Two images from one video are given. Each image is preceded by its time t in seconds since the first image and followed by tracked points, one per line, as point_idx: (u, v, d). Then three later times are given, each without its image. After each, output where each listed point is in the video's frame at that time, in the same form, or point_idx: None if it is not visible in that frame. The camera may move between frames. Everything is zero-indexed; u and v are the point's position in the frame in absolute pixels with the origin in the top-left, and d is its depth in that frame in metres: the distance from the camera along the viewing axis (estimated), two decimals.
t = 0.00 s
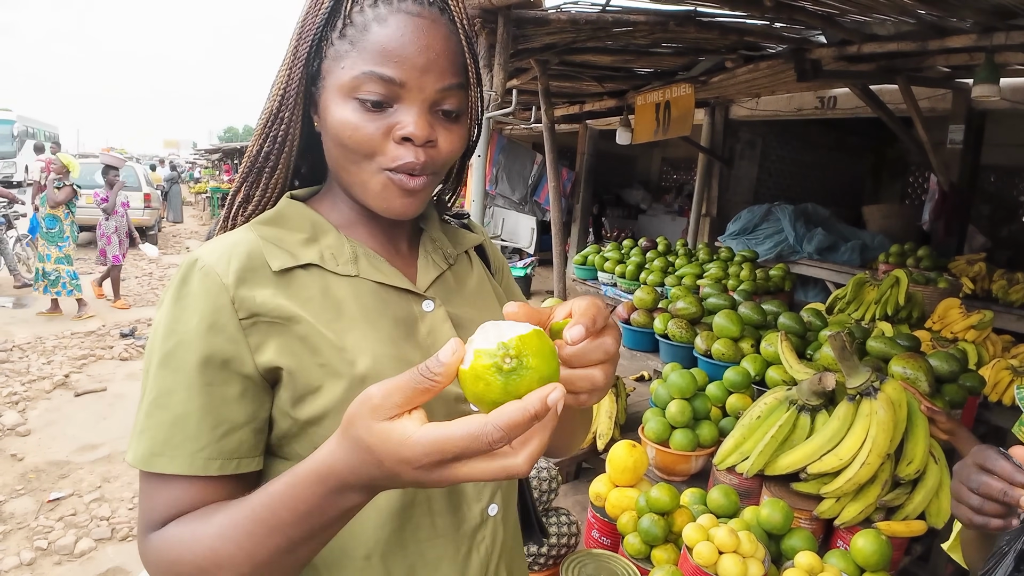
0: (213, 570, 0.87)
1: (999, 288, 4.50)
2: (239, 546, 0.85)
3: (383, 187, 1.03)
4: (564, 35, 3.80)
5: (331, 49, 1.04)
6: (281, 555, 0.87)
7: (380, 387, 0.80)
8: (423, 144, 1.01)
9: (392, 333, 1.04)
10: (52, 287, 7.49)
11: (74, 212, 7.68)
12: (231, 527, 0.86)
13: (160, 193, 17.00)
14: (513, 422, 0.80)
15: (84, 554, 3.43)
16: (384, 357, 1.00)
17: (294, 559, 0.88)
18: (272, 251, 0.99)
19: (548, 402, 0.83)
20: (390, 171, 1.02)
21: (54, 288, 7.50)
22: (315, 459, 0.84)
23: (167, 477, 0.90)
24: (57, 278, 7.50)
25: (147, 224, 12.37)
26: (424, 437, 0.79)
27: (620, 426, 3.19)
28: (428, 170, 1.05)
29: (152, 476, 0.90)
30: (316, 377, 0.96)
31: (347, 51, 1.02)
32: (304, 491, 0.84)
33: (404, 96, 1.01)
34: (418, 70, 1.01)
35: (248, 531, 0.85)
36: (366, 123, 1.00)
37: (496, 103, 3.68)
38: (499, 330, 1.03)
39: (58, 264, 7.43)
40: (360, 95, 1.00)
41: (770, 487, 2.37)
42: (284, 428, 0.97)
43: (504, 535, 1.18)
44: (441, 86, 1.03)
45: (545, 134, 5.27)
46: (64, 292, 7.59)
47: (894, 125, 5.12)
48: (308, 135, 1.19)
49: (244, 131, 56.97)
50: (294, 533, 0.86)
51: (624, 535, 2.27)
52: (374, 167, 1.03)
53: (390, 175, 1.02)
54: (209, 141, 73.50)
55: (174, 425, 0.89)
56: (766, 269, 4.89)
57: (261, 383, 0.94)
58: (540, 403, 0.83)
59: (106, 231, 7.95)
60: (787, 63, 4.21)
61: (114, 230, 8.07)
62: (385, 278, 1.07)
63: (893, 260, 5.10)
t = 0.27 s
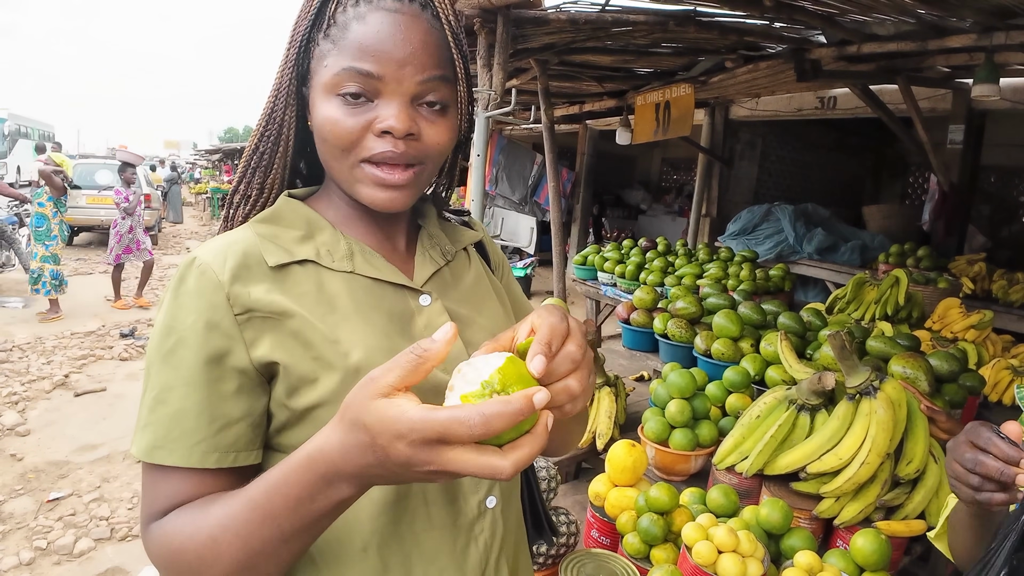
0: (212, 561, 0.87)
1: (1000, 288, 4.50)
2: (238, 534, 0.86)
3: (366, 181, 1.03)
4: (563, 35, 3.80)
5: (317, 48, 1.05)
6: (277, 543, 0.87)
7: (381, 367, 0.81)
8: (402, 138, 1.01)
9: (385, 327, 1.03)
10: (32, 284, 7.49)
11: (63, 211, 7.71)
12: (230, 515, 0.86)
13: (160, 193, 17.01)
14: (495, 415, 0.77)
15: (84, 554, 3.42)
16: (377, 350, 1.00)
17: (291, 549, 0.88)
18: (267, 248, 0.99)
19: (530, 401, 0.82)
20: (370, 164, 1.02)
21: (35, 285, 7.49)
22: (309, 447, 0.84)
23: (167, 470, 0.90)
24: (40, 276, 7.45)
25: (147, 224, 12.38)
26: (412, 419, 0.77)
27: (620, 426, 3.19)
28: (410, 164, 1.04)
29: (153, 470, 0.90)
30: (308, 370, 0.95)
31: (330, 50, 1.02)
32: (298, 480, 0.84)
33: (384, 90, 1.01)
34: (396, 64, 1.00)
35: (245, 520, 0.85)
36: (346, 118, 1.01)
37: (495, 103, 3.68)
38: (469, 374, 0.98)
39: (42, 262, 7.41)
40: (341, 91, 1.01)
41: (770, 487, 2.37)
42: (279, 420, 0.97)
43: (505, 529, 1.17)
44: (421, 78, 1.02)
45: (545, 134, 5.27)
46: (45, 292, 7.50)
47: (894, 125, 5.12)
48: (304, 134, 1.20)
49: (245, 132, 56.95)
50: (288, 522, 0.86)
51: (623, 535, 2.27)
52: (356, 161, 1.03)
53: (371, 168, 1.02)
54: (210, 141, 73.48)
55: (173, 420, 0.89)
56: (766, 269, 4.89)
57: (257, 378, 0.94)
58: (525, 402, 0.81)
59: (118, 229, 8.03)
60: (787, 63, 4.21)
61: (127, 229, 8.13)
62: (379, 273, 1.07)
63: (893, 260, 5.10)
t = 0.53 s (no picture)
0: (218, 548, 0.88)
1: (1000, 288, 4.50)
2: (245, 522, 0.87)
3: (351, 186, 1.04)
4: (563, 36, 3.80)
5: (308, 58, 1.07)
6: (280, 534, 0.88)
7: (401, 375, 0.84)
8: (383, 145, 1.00)
9: (389, 325, 1.03)
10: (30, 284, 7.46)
11: (58, 209, 7.75)
12: (239, 504, 0.88)
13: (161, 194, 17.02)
14: (479, 426, 0.77)
15: (84, 554, 3.43)
16: (382, 348, 1.00)
17: (294, 541, 0.89)
18: (276, 246, 0.99)
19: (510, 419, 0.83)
20: (354, 170, 1.03)
21: (33, 285, 7.50)
22: (318, 438, 0.85)
23: (173, 465, 0.91)
24: (37, 275, 7.47)
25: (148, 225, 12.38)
26: (401, 424, 0.77)
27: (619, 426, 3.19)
28: (398, 168, 1.04)
29: (158, 464, 0.91)
30: (313, 368, 0.96)
31: (316, 60, 1.04)
32: (305, 470, 0.85)
33: (364, 98, 1.01)
34: (373, 69, 1.00)
35: (253, 509, 0.87)
36: (330, 126, 1.02)
37: (495, 104, 3.68)
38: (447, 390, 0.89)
39: (40, 260, 7.44)
40: (324, 100, 1.02)
41: (769, 487, 2.37)
42: (286, 415, 0.98)
43: (505, 523, 1.18)
44: (400, 82, 1.01)
45: (545, 135, 5.28)
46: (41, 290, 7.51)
47: (894, 125, 5.12)
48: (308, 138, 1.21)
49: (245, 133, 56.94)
50: (290, 512, 0.87)
51: (623, 535, 2.27)
52: (341, 167, 1.04)
53: (354, 174, 1.03)
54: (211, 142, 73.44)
55: (182, 413, 0.90)
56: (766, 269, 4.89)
57: (263, 375, 0.94)
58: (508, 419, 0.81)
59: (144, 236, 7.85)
60: (787, 64, 4.22)
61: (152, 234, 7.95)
62: (385, 273, 1.07)
63: (893, 260, 5.10)
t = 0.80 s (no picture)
0: (226, 545, 0.89)
1: (999, 290, 4.50)
2: (253, 519, 0.88)
3: (363, 193, 1.05)
4: (563, 39, 3.81)
5: (318, 67, 1.07)
6: (286, 532, 0.88)
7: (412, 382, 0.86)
8: (396, 154, 1.01)
9: (392, 330, 1.04)
10: (32, 286, 7.54)
11: (57, 209, 7.73)
12: (248, 502, 0.89)
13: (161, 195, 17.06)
14: (479, 430, 0.78)
15: (84, 556, 3.43)
16: (385, 352, 1.01)
17: (299, 539, 0.90)
18: (282, 250, 1.00)
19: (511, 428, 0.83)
20: (365, 178, 1.04)
21: (35, 286, 7.57)
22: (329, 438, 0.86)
23: (178, 464, 0.92)
24: (39, 276, 7.50)
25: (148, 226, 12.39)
26: (406, 423, 0.79)
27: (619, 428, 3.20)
28: (409, 176, 1.05)
29: (164, 464, 0.93)
30: (317, 371, 0.96)
31: (328, 68, 1.05)
32: (314, 471, 0.86)
33: (378, 108, 1.02)
34: (388, 81, 1.01)
35: (262, 506, 0.88)
36: (343, 135, 1.03)
37: (495, 107, 3.69)
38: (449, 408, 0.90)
39: (41, 262, 7.47)
40: (337, 109, 1.03)
41: (768, 489, 2.38)
42: (288, 416, 0.98)
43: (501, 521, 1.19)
44: (414, 94, 1.03)
45: (545, 137, 5.29)
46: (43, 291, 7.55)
47: (894, 128, 5.13)
48: (314, 143, 1.22)
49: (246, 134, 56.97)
50: (297, 510, 0.87)
51: (622, 537, 2.28)
52: (353, 175, 1.05)
53: (366, 182, 1.04)
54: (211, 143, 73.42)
55: (189, 413, 0.90)
56: (766, 271, 4.90)
57: (267, 377, 0.95)
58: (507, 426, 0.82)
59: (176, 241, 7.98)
60: (786, 66, 4.22)
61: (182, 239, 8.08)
62: (389, 278, 1.08)
63: (893, 262, 5.10)
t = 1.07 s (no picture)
0: (204, 540, 0.90)
1: (999, 291, 4.50)
2: (229, 517, 0.88)
3: (369, 194, 1.05)
4: (563, 40, 3.81)
5: (323, 65, 1.07)
6: (261, 529, 0.88)
7: (353, 374, 0.83)
8: (405, 156, 1.02)
9: (385, 329, 1.05)
10: (35, 287, 7.51)
11: (58, 210, 7.73)
12: (223, 501, 0.89)
13: (161, 197, 17.04)
14: (459, 406, 0.82)
15: (84, 556, 3.43)
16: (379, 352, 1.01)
17: (277, 536, 0.90)
18: (275, 249, 1.00)
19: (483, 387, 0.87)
20: (373, 179, 1.04)
21: (37, 287, 7.55)
22: (292, 441, 0.85)
23: (167, 460, 0.92)
24: (41, 277, 7.50)
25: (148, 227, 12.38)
26: (383, 422, 0.79)
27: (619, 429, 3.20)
28: (414, 177, 1.06)
29: (153, 458, 0.93)
30: (309, 371, 0.97)
31: (335, 67, 1.04)
32: (284, 471, 0.85)
33: (386, 110, 1.02)
34: (398, 84, 1.01)
35: (236, 505, 0.88)
36: (351, 136, 1.02)
37: (495, 107, 3.69)
38: (415, 378, 0.96)
39: (43, 263, 7.48)
40: (344, 109, 1.02)
41: (768, 491, 2.38)
42: (280, 414, 0.99)
43: (500, 517, 1.20)
44: (422, 97, 1.03)
45: (545, 138, 5.29)
46: (46, 292, 7.58)
47: (894, 128, 5.13)
48: (312, 140, 1.21)
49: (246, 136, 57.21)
50: (273, 509, 0.87)
51: (621, 538, 2.28)
52: (359, 176, 1.05)
53: (373, 183, 1.04)
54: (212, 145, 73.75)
55: (181, 410, 0.91)
56: (766, 272, 4.90)
57: (258, 376, 0.95)
58: (476, 389, 0.85)
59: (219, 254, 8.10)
60: (786, 67, 4.22)
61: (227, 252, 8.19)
62: (382, 277, 1.08)
63: (893, 263, 5.10)
